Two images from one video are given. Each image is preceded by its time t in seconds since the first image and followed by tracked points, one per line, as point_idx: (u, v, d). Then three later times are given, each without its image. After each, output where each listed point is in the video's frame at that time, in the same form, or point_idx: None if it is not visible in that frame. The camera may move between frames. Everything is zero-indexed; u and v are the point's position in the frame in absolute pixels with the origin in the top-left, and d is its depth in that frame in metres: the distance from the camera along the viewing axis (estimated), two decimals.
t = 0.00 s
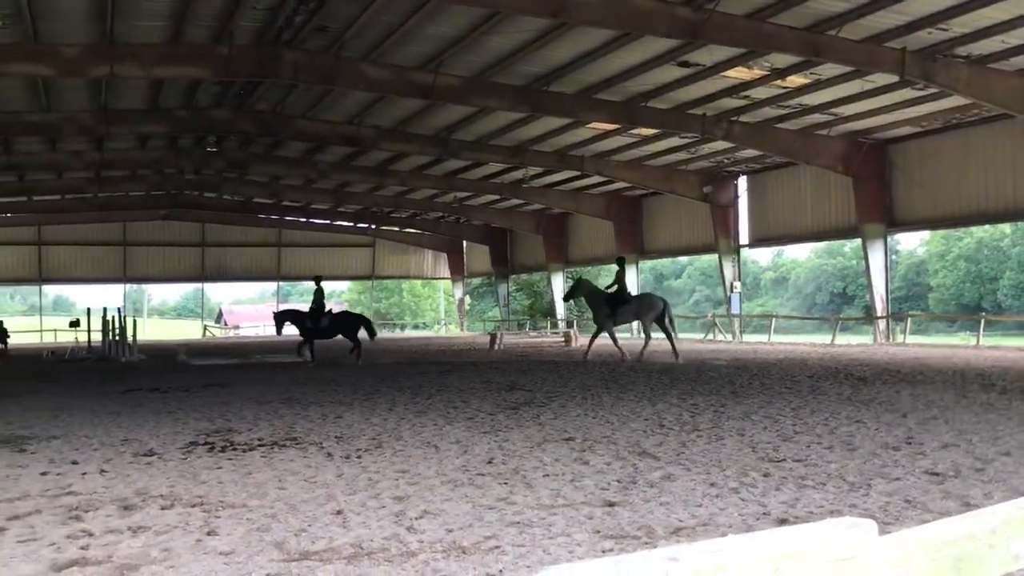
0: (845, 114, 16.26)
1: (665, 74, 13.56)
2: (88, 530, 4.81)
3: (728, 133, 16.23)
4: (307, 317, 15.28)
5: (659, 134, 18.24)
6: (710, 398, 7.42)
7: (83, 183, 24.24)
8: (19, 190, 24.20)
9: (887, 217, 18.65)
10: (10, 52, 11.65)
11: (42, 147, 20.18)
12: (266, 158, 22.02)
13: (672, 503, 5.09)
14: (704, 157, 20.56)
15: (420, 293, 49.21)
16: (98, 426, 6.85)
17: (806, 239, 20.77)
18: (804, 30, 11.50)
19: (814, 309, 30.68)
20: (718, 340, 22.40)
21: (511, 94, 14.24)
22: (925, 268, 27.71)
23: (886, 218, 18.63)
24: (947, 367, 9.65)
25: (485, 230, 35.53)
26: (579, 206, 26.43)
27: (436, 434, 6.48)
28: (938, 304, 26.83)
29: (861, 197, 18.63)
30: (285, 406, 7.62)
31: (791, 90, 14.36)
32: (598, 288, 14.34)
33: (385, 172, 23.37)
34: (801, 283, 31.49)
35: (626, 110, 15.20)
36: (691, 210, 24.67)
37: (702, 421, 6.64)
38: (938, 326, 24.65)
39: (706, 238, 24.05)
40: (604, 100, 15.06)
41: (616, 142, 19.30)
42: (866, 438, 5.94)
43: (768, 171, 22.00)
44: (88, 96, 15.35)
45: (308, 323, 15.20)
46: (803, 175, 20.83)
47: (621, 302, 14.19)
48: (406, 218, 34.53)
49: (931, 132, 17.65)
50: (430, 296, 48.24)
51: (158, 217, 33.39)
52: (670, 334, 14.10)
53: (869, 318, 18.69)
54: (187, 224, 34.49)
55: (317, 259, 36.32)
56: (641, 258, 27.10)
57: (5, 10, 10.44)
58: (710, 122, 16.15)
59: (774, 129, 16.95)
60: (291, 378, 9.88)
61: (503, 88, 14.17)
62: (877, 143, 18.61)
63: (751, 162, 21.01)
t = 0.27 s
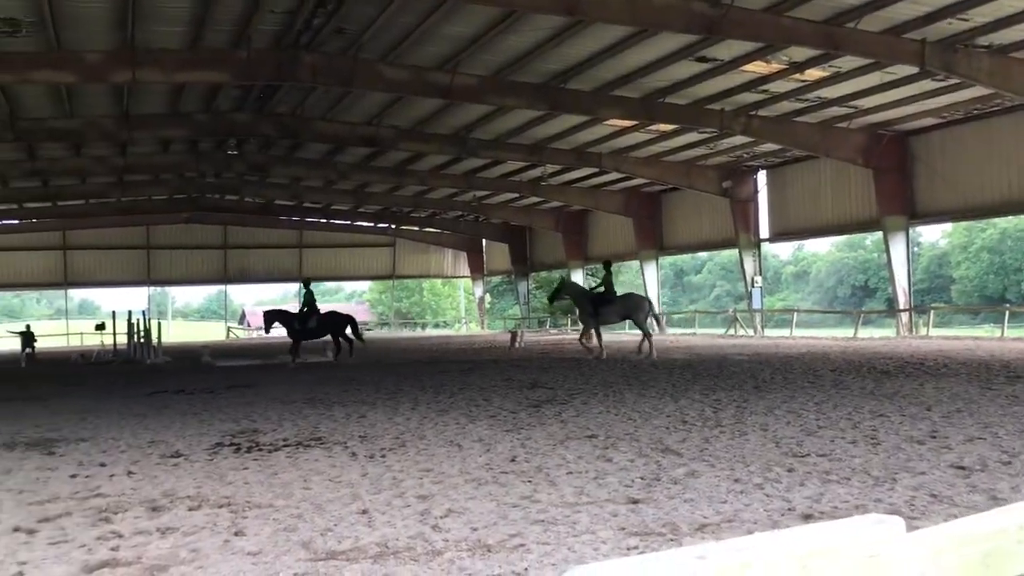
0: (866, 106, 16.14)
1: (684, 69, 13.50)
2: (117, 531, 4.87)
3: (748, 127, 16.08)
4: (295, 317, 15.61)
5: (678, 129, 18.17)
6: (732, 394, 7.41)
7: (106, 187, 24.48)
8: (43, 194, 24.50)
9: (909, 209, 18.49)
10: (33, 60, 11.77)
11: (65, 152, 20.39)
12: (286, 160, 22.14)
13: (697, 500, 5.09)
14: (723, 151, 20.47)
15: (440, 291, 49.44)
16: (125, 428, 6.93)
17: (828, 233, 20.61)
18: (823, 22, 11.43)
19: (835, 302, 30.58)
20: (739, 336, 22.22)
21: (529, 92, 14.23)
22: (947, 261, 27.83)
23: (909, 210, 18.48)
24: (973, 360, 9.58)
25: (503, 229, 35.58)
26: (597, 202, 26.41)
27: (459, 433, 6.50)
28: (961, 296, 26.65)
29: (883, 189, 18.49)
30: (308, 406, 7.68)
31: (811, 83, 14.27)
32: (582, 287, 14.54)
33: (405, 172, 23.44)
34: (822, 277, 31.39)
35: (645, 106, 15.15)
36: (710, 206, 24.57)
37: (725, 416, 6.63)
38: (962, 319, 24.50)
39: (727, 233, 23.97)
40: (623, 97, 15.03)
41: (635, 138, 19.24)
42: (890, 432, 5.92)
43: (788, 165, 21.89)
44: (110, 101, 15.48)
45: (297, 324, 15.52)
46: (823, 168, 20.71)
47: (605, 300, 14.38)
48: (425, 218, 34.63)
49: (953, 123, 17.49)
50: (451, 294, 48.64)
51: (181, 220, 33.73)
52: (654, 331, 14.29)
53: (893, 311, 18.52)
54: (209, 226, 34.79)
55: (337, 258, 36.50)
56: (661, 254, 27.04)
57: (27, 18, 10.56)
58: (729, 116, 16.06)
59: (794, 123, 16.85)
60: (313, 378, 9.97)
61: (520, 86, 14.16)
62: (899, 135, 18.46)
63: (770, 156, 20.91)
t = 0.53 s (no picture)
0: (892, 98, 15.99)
1: (707, 64, 13.44)
2: (147, 527, 4.92)
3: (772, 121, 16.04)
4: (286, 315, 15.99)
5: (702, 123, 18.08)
6: (758, 390, 7.38)
7: (132, 187, 24.73)
8: (70, 195, 24.79)
9: (935, 203, 18.32)
10: (61, 62, 11.91)
11: (91, 153, 20.62)
12: (309, 158, 22.26)
13: (724, 496, 5.06)
14: (747, 145, 20.36)
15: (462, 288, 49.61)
16: (154, 425, 7.00)
17: (852, 228, 20.51)
18: (848, 14, 11.33)
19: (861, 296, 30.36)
20: (764, 331, 22.09)
21: (550, 88, 14.22)
22: (974, 253, 27.27)
23: (936, 203, 18.31)
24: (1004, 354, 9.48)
25: (527, 224, 35.74)
26: (620, 197, 26.37)
27: (484, 429, 6.52)
28: (990, 289, 26.38)
29: (909, 182, 18.34)
30: (334, 402, 7.73)
31: (836, 75, 14.15)
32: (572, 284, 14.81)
33: (428, 169, 23.49)
34: (848, 271, 31.16)
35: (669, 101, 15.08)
36: (734, 202, 24.52)
37: (751, 412, 6.60)
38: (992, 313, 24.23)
39: (751, 227, 23.89)
40: (647, 92, 14.98)
41: (658, 133, 19.16)
42: (919, 427, 5.87)
43: (813, 159, 21.75)
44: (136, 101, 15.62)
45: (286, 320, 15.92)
46: (849, 161, 20.56)
47: (594, 298, 14.61)
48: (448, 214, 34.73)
49: (980, 114, 17.31)
50: (474, 292, 48.92)
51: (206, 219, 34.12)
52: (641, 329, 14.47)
53: (921, 305, 18.28)
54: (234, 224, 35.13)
55: (360, 256, 36.71)
56: (685, 249, 26.99)
57: (54, 20, 10.68)
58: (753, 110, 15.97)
59: (819, 116, 16.73)
60: (338, 375, 10.02)
61: (543, 83, 14.15)
62: (924, 127, 18.31)
63: (794, 150, 20.78)
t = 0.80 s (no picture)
0: (923, 93, 15.80)
1: (735, 59, 13.35)
2: (176, 518, 4.96)
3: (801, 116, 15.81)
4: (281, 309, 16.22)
5: (729, 119, 17.96)
6: (785, 386, 7.34)
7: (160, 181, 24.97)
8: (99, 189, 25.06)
9: (966, 199, 18.12)
10: (92, 57, 12.03)
11: (121, 148, 20.84)
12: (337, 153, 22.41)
13: (751, 492, 5.03)
14: (775, 141, 20.21)
15: (487, 284, 49.80)
16: (182, 417, 7.07)
17: (881, 224, 20.34)
18: (878, 9, 11.22)
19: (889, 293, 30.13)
20: (791, 328, 22.06)
21: (576, 83, 14.19)
22: (1005, 250, 27.06)
23: (967, 199, 18.12)
24: None
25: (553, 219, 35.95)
26: (646, 193, 26.29)
27: (509, 424, 6.52)
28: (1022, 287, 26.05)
29: (939, 178, 18.17)
30: (360, 396, 7.77)
31: (866, 70, 14.00)
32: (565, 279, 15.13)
33: (454, 164, 23.54)
34: (876, 267, 30.89)
35: (696, 96, 14.99)
36: (762, 198, 24.41)
37: (778, 409, 6.57)
38: None
39: (779, 224, 23.76)
40: (675, 86, 14.92)
41: (685, 128, 19.05)
42: (949, 425, 5.81)
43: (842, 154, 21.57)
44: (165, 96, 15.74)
45: (281, 316, 16.13)
46: (878, 157, 20.35)
47: (586, 292, 14.93)
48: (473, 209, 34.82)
49: (1013, 109, 17.08)
50: (498, 287, 49.11)
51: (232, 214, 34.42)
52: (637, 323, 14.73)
53: (951, 303, 18.04)
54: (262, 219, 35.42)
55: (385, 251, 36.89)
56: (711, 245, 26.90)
57: (85, 16, 10.79)
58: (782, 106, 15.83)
59: (849, 112, 16.57)
60: (362, 369, 10.07)
61: (569, 78, 14.12)
62: (956, 123, 18.13)
63: (822, 145, 20.61)
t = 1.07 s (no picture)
0: (953, 88, 15.60)
1: (763, 53, 13.25)
2: (203, 509, 5.01)
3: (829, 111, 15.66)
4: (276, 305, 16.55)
5: (756, 114, 17.82)
6: (811, 384, 7.31)
7: (187, 175, 25.23)
8: (127, 182, 25.35)
9: (997, 196, 17.89)
10: (121, 51, 12.14)
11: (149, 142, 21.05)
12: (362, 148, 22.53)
13: (776, 490, 5.01)
14: (803, 136, 20.04)
15: (511, 279, 50.14)
16: (210, 409, 7.15)
17: (912, 220, 20.08)
18: (909, 3, 11.08)
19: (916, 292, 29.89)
20: (817, 325, 21.99)
21: (602, 77, 14.14)
22: None
23: (998, 196, 17.89)
24: None
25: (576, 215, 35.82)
26: (672, 187, 26.19)
27: (532, 419, 6.54)
28: None
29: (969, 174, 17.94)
30: (384, 390, 7.81)
31: (895, 65, 13.84)
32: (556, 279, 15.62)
33: (478, 158, 23.59)
34: (903, 265, 30.63)
35: (723, 91, 14.88)
36: (789, 193, 24.23)
37: (804, 406, 6.54)
38: None
39: (806, 219, 23.58)
40: (703, 81, 14.82)
41: (712, 123, 18.93)
42: (978, 425, 5.75)
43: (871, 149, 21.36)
44: (192, 90, 15.85)
45: (277, 311, 16.46)
46: (908, 152, 20.13)
47: (575, 291, 15.39)
48: (497, 204, 34.91)
49: None
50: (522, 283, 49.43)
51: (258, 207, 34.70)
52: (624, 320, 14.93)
53: (979, 301, 17.83)
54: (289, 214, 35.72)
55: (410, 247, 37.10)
56: (737, 241, 26.74)
57: (114, 10, 10.87)
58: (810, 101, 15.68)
59: (879, 107, 16.38)
60: (386, 363, 10.16)
61: (595, 72, 14.07)
62: (988, 118, 17.88)
63: (851, 141, 20.41)
